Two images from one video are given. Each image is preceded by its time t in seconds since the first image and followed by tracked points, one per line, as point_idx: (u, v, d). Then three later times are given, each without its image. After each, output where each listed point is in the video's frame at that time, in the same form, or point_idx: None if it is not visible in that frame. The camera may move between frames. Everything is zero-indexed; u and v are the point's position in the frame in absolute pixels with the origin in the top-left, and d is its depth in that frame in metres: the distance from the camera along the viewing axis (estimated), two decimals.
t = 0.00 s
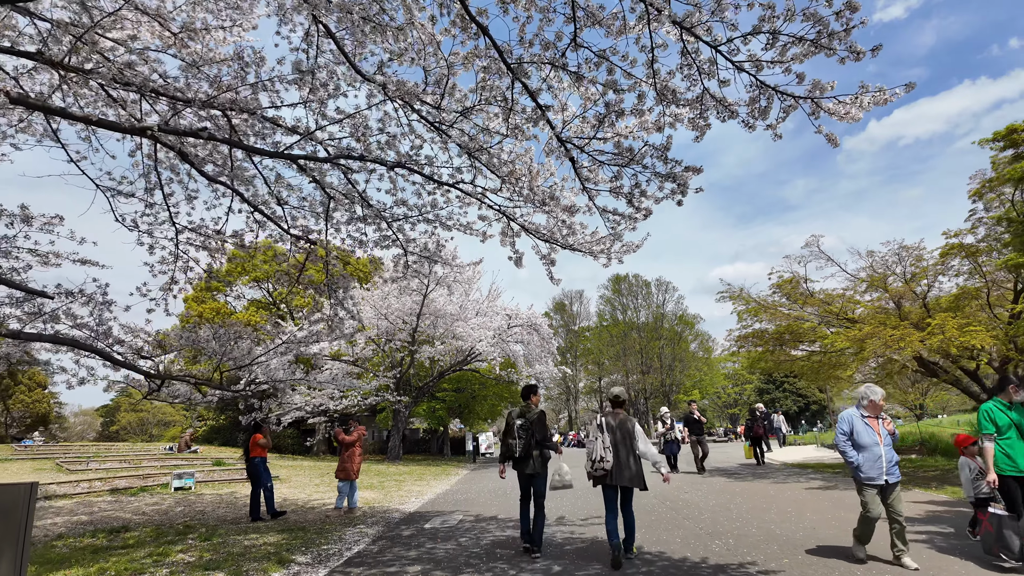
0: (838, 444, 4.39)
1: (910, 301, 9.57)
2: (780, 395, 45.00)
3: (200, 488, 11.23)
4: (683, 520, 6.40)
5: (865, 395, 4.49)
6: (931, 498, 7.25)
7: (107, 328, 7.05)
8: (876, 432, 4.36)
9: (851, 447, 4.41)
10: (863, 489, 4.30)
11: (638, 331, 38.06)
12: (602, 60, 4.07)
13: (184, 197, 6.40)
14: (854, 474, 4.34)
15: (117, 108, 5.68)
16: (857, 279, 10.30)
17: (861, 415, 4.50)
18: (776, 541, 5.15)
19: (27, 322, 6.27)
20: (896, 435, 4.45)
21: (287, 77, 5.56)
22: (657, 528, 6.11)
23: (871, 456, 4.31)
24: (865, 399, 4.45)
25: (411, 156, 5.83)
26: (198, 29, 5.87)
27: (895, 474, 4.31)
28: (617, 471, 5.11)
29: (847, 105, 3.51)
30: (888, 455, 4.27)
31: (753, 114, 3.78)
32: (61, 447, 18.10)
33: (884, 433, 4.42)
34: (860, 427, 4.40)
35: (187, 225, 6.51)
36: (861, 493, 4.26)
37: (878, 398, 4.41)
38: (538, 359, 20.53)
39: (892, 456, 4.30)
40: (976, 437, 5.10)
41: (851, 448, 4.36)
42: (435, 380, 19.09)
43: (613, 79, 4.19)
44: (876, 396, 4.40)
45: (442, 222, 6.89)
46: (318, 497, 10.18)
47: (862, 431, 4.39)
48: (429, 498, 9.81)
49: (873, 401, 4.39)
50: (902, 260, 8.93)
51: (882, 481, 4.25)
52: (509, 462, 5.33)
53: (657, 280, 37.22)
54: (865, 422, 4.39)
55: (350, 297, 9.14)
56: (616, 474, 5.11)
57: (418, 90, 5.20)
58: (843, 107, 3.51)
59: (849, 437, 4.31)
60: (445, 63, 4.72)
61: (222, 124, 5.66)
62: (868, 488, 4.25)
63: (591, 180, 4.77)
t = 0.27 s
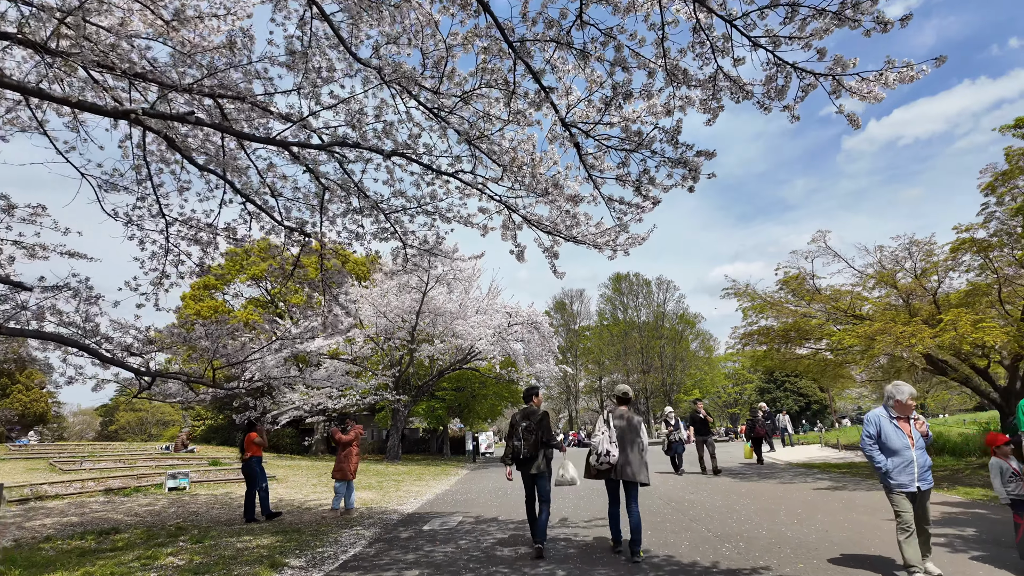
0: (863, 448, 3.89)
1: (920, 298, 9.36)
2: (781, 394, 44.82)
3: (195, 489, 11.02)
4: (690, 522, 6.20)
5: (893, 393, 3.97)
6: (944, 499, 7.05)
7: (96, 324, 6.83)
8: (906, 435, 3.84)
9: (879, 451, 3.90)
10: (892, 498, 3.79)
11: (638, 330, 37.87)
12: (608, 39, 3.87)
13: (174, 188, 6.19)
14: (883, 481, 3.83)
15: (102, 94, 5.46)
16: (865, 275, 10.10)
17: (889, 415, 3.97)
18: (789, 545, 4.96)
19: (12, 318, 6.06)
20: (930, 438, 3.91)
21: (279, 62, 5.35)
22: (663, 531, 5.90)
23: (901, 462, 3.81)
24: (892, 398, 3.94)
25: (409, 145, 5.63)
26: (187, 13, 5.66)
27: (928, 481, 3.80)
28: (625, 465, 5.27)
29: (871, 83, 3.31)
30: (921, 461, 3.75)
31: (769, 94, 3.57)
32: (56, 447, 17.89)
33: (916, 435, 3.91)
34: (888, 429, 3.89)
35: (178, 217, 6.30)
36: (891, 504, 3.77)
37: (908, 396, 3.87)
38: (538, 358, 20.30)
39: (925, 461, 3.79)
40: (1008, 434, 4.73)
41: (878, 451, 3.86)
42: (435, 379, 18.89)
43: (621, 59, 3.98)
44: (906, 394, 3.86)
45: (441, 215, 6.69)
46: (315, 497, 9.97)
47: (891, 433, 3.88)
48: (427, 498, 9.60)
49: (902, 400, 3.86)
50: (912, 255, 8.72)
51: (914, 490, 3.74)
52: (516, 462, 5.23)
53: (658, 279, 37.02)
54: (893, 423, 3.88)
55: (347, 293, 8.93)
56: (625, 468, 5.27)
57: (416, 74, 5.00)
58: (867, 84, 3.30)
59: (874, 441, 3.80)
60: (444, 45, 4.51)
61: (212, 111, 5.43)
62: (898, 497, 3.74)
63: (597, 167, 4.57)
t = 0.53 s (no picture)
0: (888, 457, 3.67)
1: (929, 297, 9.16)
2: (781, 395, 44.65)
3: (189, 491, 10.79)
4: (699, 529, 5.98)
5: (914, 394, 3.75)
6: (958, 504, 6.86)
7: (83, 324, 6.61)
8: (933, 440, 3.61)
9: (905, 458, 3.68)
10: (925, 509, 3.56)
11: (638, 330, 37.67)
12: (619, 19, 3.66)
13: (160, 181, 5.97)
14: (912, 491, 3.61)
15: (87, 83, 5.24)
16: (872, 274, 9.92)
17: (913, 418, 3.74)
18: (805, 555, 4.74)
19: None
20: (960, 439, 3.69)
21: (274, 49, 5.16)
22: (670, 538, 5.68)
23: (931, 469, 3.56)
24: (913, 399, 3.72)
25: (408, 138, 5.42)
26: None
27: (963, 489, 3.55)
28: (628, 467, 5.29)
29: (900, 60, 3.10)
30: (951, 467, 3.52)
31: (790, 77, 3.37)
32: (49, 448, 17.61)
33: (944, 439, 3.66)
34: (912, 434, 3.67)
35: (166, 212, 6.08)
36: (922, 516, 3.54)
37: (932, 397, 3.63)
38: (538, 358, 20.06)
39: (958, 467, 3.54)
40: None
41: (904, 459, 3.64)
42: (434, 379, 18.68)
43: (632, 42, 3.77)
44: (929, 395, 3.63)
45: (441, 211, 6.48)
46: (311, 500, 9.76)
47: (917, 438, 3.65)
48: (426, 502, 9.38)
49: (925, 402, 3.63)
50: (923, 253, 8.51)
51: (947, 498, 3.51)
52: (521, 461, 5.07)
53: (658, 279, 36.85)
54: (918, 427, 3.65)
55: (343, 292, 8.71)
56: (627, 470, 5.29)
57: (415, 62, 4.80)
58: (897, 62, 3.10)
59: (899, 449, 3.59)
60: (445, 29, 4.30)
61: (200, 100, 5.21)
62: (929, 508, 3.52)
63: (604, 158, 4.36)
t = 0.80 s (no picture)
0: (920, 460, 3.50)
1: (935, 296, 8.98)
2: (778, 395, 44.47)
3: (178, 493, 10.57)
4: (703, 534, 5.79)
5: (950, 393, 3.54)
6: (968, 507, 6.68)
7: (65, 320, 6.39)
8: (971, 444, 3.40)
9: (940, 462, 3.49)
10: (960, 518, 3.39)
11: (635, 330, 37.50)
12: None
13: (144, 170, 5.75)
14: (947, 497, 3.43)
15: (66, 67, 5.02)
16: (876, 273, 9.76)
17: (950, 418, 3.53)
18: (815, 562, 4.54)
19: None
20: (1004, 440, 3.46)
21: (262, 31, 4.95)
22: (673, 543, 5.49)
23: (967, 475, 3.36)
24: (949, 400, 3.50)
25: (402, 127, 5.22)
26: None
27: (1005, 498, 3.33)
28: (622, 466, 5.55)
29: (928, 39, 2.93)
30: (991, 474, 3.31)
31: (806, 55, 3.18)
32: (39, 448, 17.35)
33: (985, 442, 3.44)
34: (949, 436, 3.47)
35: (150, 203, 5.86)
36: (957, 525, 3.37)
37: (971, 398, 3.41)
38: (536, 358, 19.45)
39: (999, 475, 3.33)
40: None
41: (939, 464, 3.45)
42: (430, 379, 18.46)
43: (639, 21, 3.57)
44: (967, 396, 3.41)
45: (436, 204, 6.27)
46: (303, 503, 9.54)
47: (953, 442, 3.45)
48: (421, 504, 9.17)
49: (962, 403, 3.41)
50: (930, 251, 8.33)
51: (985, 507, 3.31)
52: (527, 466, 5.37)
53: (656, 279, 36.65)
54: (956, 430, 3.44)
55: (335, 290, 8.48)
56: (622, 469, 5.55)
57: (410, 45, 4.59)
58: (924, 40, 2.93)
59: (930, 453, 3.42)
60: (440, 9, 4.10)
61: (184, 85, 4.99)
62: (964, 517, 3.34)
63: (607, 145, 4.16)
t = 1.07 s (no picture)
0: (970, 462, 3.27)
1: (940, 293, 8.81)
2: (776, 396, 44.04)
3: (168, 494, 10.34)
4: (706, 537, 5.58)
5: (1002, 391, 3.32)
6: (977, 509, 6.50)
7: (46, 314, 6.17)
8: None
9: (992, 465, 3.27)
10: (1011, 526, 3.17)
11: (632, 330, 37.34)
12: None
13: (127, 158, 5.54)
14: (997, 504, 3.21)
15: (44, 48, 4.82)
16: (879, 270, 9.60)
17: (1003, 421, 3.31)
18: (825, 568, 4.34)
19: None
20: None
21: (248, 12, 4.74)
22: (675, 547, 5.29)
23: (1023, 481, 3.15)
24: (1003, 399, 3.29)
25: (396, 114, 5.02)
26: None
27: None
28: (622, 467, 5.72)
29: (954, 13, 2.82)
30: None
31: (823, 29, 2.99)
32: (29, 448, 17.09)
33: None
34: (1003, 439, 3.25)
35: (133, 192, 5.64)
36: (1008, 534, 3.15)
37: None
38: (533, 358, 19.36)
39: None
40: None
41: (990, 467, 3.23)
42: (425, 379, 18.24)
43: None
44: None
45: (430, 196, 6.05)
46: (295, 504, 9.31)
47: (1007, 444, 3.24)
48: (415, 506, 8.95)
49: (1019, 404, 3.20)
50: (936, 248, 8.16)
51: None
52: (532, 457, 6.08)
53: (653, 278, 36.46)
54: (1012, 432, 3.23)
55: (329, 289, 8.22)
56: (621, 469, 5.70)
57: (403, 26, 4.40)
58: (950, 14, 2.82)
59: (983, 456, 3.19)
60: None
61: (166, 67, 4.78)
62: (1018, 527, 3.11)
63: (609, 129, 3.97)
